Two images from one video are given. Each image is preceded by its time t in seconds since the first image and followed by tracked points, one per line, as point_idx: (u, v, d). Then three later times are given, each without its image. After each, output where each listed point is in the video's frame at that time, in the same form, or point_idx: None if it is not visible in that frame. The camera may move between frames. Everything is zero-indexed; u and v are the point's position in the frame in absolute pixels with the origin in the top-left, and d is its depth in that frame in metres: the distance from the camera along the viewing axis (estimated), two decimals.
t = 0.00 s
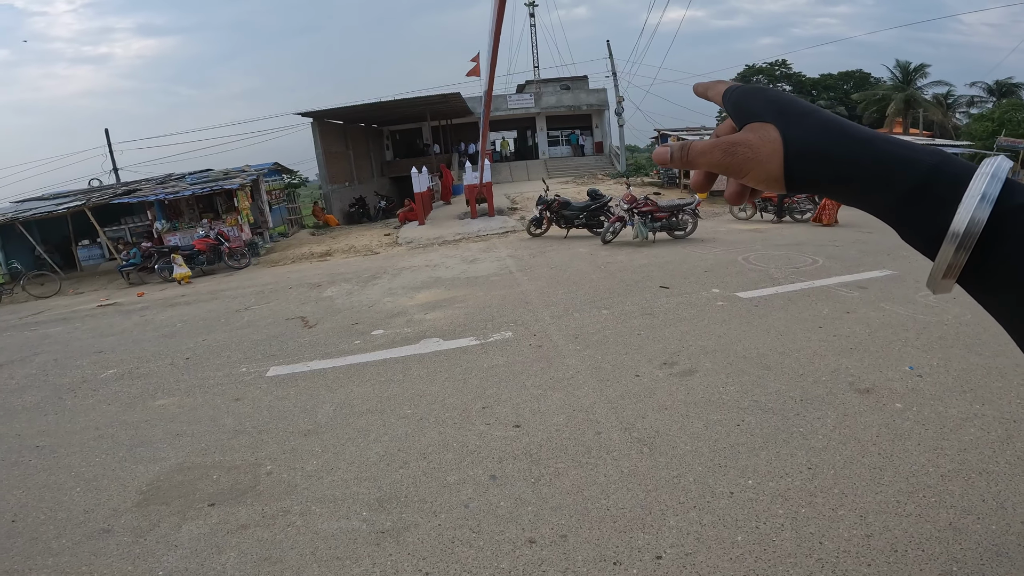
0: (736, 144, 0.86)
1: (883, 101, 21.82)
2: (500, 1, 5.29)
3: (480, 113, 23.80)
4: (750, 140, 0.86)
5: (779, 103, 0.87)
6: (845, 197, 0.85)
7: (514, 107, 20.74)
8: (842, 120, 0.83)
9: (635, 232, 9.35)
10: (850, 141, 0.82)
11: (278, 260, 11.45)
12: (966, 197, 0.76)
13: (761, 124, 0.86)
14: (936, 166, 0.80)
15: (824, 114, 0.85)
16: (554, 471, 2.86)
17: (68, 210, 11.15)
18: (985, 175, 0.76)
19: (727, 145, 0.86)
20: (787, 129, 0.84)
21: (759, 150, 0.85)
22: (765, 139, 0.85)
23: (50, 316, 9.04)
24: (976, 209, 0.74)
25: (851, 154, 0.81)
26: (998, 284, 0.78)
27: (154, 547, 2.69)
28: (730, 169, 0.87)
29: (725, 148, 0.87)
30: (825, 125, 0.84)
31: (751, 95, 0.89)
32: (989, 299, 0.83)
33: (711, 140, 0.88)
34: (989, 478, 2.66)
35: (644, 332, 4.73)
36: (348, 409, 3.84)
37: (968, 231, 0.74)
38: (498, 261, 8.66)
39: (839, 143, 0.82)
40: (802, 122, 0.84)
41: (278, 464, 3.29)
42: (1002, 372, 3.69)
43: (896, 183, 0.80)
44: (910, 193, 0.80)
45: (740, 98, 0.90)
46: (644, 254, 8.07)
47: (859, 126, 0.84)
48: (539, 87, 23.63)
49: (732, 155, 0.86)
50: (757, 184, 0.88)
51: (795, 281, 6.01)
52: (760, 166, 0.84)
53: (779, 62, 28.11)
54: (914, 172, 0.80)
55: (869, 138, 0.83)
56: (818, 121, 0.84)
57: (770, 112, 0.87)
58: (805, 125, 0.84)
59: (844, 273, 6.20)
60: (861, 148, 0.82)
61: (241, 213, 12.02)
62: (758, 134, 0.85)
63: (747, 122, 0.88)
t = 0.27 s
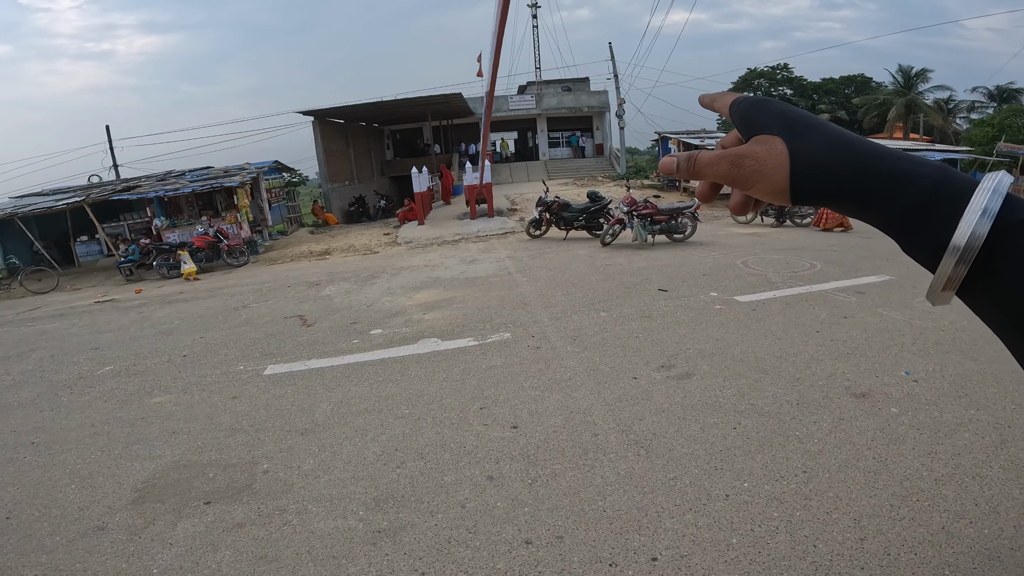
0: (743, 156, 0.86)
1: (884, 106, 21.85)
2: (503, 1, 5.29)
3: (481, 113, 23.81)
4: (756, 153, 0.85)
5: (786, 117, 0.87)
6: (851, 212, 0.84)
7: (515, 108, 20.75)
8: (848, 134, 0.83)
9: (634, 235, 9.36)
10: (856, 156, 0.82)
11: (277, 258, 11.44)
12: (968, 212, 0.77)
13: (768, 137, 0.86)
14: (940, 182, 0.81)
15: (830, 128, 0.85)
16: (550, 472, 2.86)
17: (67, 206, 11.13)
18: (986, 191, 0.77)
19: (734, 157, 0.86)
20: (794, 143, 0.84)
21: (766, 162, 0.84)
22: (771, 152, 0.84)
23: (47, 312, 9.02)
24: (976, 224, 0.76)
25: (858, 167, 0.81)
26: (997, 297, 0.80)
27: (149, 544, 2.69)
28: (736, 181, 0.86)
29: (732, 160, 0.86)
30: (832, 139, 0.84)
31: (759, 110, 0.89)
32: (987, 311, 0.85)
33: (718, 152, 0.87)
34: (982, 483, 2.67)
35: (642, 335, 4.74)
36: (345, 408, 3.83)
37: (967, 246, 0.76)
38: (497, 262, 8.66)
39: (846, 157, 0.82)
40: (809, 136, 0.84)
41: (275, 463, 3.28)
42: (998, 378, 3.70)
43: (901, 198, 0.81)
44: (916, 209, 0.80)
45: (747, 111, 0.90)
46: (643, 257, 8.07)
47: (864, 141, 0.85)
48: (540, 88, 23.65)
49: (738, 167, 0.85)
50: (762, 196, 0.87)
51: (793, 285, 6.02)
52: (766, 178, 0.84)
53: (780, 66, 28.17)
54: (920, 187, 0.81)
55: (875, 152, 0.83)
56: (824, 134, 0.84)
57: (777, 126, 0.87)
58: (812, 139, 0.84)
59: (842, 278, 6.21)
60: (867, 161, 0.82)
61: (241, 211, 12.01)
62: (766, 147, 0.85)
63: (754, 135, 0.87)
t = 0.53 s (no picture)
0: (752, 159, 0.87)
1: (885, 110, 21.88)
2: (505, 2, 5.31)
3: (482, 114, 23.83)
4: (765, 155, 0.86)
5: (797, 120, 0.88)
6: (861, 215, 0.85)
7: (517, 109, 20.76)
8: (859, 137, 0.83)
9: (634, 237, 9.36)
10: (866, 159, 0.83)
11: (276, 257, 11.43)
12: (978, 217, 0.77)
13: (778, 140, 0.87)
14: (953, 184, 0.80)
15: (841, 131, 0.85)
16: (548, 473, 2.86)
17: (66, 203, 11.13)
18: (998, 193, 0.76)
19: (743, 158, 0.87)
20: (803, 145, 0.84)
21: (775, 165, 0.85)
22: (780, 154, 0.85)
23: (45, 308, 9.01)
24: (987, 229, 0.75)
25: (867, 170, 0.82)
26: (1005, 302, 0.80)
27: (144, 542, 2.69)
28: (744, 182, 0.87)
29: (741, 161, 0.87)
30: (843, 141, 0.84)
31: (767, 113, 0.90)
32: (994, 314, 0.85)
33: (727, 153, 0.88)
34: (978, 487, 2.67)
35: (641, 337, 4.74)
36: (343, 408, 3.84)
37: (978, 253, 0.75)
38: (497, 262, 8.66)
39: (856, 160, 0.82)
40: (820, 140, 0.85)
41: (272, 461, 3.28)
42: (995, 382, 3.71)
43: (911, 202, 0.81)
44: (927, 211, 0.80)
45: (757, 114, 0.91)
46: (642, 259, 8.08)
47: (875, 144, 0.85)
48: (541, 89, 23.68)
49: (747, 168, 0.86)
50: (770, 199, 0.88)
51: (792, 289, 6.03)
52: (775, 180, 0.85)
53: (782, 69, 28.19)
54: (930, 190, 0.81)
55: (886, 155, 0.83)
56: (835, 137, 0.85)
57: (787, 128, 0.87)
58: (821, 142, 0.85)
59: (841, 282, 6.22)
60: (878, 164, 0.82)
61: (241, 209, 12.00)
62: (775, 149, 0.86)
63: (764, 138, 0.88)
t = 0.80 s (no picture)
0: (755, 132, 0.82)
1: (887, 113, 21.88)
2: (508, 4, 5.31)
3: (484, 114, 23.83)
4: (770, 128, 0.81)
5: (802, 92, 0.83)
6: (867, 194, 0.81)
7: (518, 110, 20.77)
8: (866, 113, 0.80)
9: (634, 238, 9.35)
10: (874, 136, 0.79)
11: (276, 256, 11.44)
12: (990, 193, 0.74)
13: (782, 113, 0.82)
14: (963, 161, 0.77)
15: (848, 106, 0.81)
16: (546, 475, 2.86)
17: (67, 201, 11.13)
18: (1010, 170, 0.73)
19: (745, 132, 0.82)
20: (809, 120, 0.80)
21: (779, 139, 0.81)
22: (785, 128, 0.81)
23: (45, 305, 9.01)
24: (1001, 207, 0.72)
25: (875, 148, 0.78)
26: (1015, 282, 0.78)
27: (140, 541, 2.68)
28: (746, 156, 0.83)
29: (744, 134, 0.82)
30: (850, 117, 0.80)
31: (773, 84, 0.85)
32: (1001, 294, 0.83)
33: (728, 126, 0.83)
34: (975, 490, 2.67)
35: (640, 339, 4.74)
36: (342, 407, 3.83)
37: (990, 231, 0.73)
38: (497, 263, 8.66)
39: (864, 137, 0.79)
40: (828, 115, 0.80)
41: (270, 461, 3.28)
42: (995, 386, 3.70)
43: (920, 180, 0.78)
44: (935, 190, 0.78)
45: (761, 87, 0.86)
46: (643, 261, 8.07)
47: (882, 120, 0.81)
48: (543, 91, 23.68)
49: (749, 143, 0.82)
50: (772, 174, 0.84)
51: (793, 292, 6.02)
52: (778, 156, 0.81)
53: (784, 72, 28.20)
54: (939, 168, 0.78)
55: (895, 132, 0.80)
56: (841, 112, 0.81)
57: (792, 101, 0.83)
58: (826, 117, 0.81)
59: (842, 285, 6.21)
60: (886, 141, 0.78)
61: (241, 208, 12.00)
62: (779, 122, 0.81)
63: (767, 110, 0.83)
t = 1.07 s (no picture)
0: (756, 134, 0.82)
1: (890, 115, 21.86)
2: (511, 4, 5.31)
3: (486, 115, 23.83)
4: (771, 130, 0.81)
5: (811, 91, 0.81)
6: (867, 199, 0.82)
7: (520, 111, 20.77)
8: (873, 116, 0.79)
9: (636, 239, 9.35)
10: (879, 142, 0.78)
11: (278, 256, 11.44)
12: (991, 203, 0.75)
13: (786, 114, 0.81)
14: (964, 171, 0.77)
15: (855, 109, 0.80)
16: (549, 476, 2.85)
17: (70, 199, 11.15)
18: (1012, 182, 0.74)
19: (747, 134, 0.82)
20: (813, 124, 0.79)
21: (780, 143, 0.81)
22: (787, 131, 0.80)
23: (46, 304, 9.02)
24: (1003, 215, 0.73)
25: (880, 155, 0.78)
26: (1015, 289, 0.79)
27: (141, 541, 2.68)
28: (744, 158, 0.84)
29: (743, 135, 0.83)
30: (857, 121, 0.79)
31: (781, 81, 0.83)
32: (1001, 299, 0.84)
33: (729, 126, 0.83)
34: (979, 492, 2.66)
35: (642, 340, 4.73)
36: (344, 407, 3.83)
37: (991, 239, 0.74)
38: (498, 264, 8.66)
39: (869, 143, 0.78)
40: (835, 118, 0.79)
41: (271, 460, 3.27)
42: (997, 389, 3.69)
43: (922, 189, 0.78)
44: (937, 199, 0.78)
45: (768, 83, 0.84)
46: (644, 262, 8.07)
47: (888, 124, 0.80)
48: (545, 92, 23.70)
49: (749, 145, 0.82)
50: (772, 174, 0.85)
51: (795, 293, 6.01)
52: (778, 159, 0.81)
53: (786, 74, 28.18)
54: (943, 177, 0.77)
55: (900, 136, 0.79)
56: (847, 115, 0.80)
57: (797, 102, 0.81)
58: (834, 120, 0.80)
59: (844, 288, 6.19)
60: (891, 148, 0.78)
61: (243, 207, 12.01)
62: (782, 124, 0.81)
63: (772, 109, 0.82)
